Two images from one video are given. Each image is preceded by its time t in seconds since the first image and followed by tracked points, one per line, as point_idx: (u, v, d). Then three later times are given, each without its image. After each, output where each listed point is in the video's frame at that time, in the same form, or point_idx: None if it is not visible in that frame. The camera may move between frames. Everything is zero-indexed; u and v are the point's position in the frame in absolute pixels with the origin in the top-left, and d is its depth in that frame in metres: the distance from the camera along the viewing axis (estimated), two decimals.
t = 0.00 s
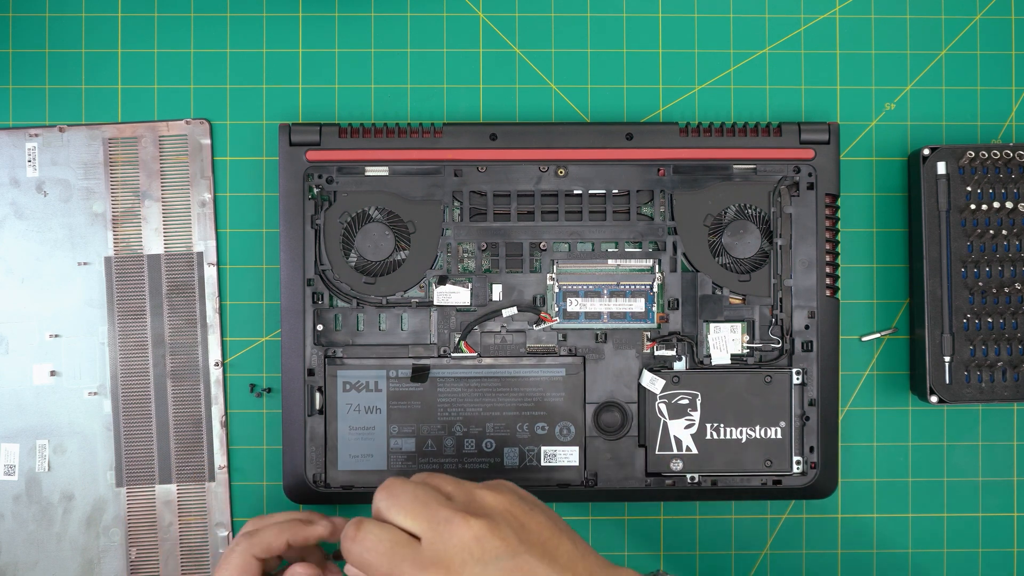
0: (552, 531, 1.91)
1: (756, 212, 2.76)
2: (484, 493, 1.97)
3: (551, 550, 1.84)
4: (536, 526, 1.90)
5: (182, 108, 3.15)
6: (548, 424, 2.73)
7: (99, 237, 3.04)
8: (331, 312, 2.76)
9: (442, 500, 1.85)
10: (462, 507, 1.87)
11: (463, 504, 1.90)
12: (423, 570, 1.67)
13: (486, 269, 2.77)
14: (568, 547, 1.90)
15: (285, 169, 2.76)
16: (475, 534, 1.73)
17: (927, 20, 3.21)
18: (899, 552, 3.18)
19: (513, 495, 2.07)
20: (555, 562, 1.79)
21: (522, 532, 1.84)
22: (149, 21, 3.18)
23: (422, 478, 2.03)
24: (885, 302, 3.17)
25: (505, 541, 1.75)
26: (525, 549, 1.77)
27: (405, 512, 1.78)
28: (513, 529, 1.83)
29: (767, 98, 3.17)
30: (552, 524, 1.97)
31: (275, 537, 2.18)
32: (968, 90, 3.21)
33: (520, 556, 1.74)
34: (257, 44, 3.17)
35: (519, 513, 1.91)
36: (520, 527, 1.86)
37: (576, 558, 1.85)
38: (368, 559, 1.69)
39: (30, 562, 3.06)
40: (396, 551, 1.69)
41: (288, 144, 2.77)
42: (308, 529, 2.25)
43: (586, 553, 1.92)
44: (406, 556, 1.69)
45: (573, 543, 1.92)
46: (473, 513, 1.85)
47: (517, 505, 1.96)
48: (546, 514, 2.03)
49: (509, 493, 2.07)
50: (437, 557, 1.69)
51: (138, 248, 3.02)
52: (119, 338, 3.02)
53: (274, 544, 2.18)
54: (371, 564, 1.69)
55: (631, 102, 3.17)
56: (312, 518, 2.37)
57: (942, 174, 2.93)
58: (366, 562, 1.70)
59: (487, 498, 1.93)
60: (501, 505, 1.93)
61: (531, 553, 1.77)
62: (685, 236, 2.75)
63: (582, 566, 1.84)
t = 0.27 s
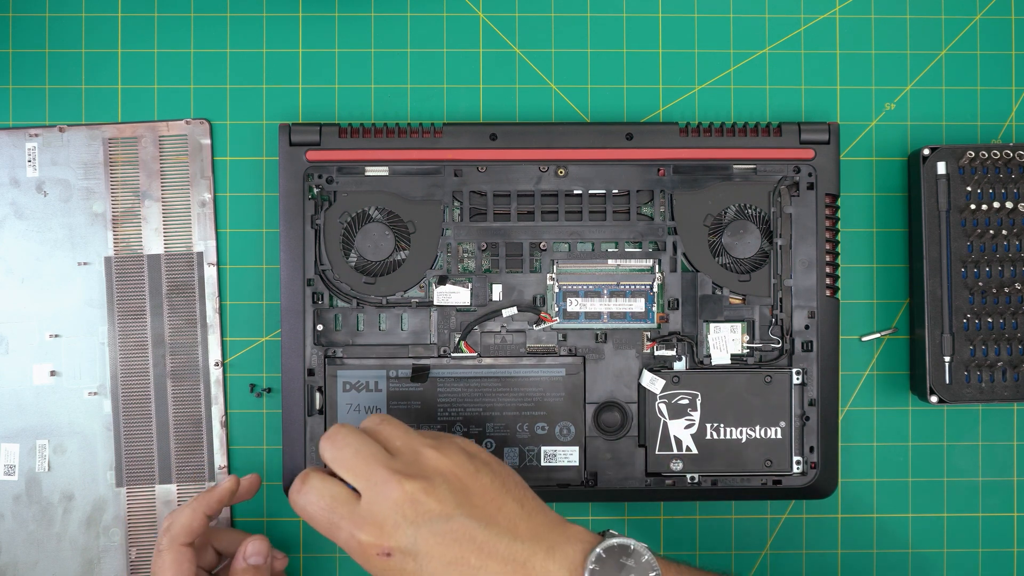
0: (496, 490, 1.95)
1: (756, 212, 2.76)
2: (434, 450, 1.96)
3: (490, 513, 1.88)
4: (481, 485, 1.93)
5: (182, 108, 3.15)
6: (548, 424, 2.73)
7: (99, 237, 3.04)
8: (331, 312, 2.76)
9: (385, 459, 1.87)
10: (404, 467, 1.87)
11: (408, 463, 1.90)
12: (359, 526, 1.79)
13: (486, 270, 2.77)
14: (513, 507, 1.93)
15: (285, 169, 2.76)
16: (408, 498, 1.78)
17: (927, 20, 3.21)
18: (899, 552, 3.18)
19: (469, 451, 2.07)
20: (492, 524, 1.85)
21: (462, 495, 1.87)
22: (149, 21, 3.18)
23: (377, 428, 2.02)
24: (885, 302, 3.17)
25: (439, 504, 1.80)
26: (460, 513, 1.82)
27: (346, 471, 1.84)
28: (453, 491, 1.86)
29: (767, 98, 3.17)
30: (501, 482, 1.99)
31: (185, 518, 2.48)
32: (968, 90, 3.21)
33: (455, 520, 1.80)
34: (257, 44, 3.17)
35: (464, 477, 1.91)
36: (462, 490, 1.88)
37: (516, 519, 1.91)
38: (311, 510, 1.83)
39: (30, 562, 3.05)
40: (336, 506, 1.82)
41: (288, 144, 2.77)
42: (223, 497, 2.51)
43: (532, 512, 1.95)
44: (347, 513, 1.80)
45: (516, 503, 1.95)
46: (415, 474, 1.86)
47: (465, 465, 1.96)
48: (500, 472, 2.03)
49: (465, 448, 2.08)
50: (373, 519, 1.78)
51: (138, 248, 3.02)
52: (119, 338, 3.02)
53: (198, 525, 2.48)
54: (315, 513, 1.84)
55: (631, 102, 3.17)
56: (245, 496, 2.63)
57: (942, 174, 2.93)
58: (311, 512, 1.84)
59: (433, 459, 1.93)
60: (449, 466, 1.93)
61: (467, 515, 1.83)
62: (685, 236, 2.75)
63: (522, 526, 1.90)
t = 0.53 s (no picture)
0: (457, 493, 1.99)
1: (756, 212, 2.76)
2: (394, 455, 2.00)
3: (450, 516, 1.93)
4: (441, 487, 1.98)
5: (182, 108, 3.15)
6: (548, 424, 2.73)
7: (99, 237, 3.04)
8: (331, 312, 2.76)
9: (343, 466, 1.92)
10: (363, 473, 1.93)
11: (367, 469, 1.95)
12: (319, 535, 1.87)
13: (486, 269, 2.77)
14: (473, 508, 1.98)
15: (285, 169, 2.76)
16: (364, 506, 1.86)
17: (927, 20, 3.22)
18: (899, 552, 3.18)
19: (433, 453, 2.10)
20: (449, 526, 1.90)
21: (421, 500, 1.92)
22: (149, 21, 3.18)
23: (339, 432, 2.04)
24: (885, 302, 3.17)
25: (395, 509, 1.88)
26: (417, 517, 1.88)
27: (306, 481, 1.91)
28: (411, 496, 1.92)
29: (767, 98, 3.17)
30: (463, 483, 2.03)
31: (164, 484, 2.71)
32: (968, 91, 3.21)
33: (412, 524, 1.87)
34: (257, 44, 3.17)
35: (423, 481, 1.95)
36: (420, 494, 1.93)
37: (477, 519, 1.95)
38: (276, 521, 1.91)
39: (30, 562, 3.05)
40: (299, 515, 1.90)
41: (288, 144, 2.77)
42: (194, 468, 2.87)
43: (494, 511, 1.99)
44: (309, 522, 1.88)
45: (478, 504, 1.99)
46: (373, 480, 1.91)
47: (425, 469, 2.00)
48: (463, 473, 2.07)
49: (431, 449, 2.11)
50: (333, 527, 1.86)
51: (138, 248, 3.02)
52: (119, 338, 3.02)
53: (173, 492, 2.71)
54: (280, 523, 1.92)
55: (631, 102, 3.17)
56: (208, 480, 2.96)
57: (942, 174, 2.93)
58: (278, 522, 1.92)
59: (392, 464, 1.96)
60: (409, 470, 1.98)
61: (425, 521, 1.89)
62: (685, 236, 2.75)
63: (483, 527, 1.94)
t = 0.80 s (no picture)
0: (405, 501, 1.95)
1: (756, 212, 2.76)
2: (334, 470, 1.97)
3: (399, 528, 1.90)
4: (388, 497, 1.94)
5: (182, 108, 3.15)
6: (548, 424, 2.73)
7: (99, 237, 3.04)
8: (331, 312, 2.76)
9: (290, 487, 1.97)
10: (307, 493, 1.94)
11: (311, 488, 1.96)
12: (272, 556, 1.90)
13: (486, 269, 2.77)
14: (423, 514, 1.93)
15: (285, 169, 2.76)
16: (309, 526, 1.87)
17: (927, 20, 3.21)
18: (899, 552, 3.19)
19: (381, 460, 2.03)
20: (397, 536, 1.88)
21: (363, 513, 1.91)
22: (149, 21, 3.18)
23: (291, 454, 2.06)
24: (885, 302, 3.17)
25: (338, 525, 1.88)
26: (361, 531, 1.87)
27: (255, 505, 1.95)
28: (355, 511, 1.91)
29: (767, 98, 3.17)
30: (412, 490, 1.98)
31: (218, 391, 2.79)
32: (968, 90, 3.21)
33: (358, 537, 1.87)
34: (257, 43, 3.17)
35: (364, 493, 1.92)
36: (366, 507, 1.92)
37: (428, 526, 1.90)
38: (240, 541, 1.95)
39: (30, 562, 3.06)
40: (254, 534, 1.94)
41: (288, 144, 2.77)
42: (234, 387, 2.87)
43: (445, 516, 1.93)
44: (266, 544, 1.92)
45: (429, 509, 1.95)
46: (316, 501, 1.91)
47: (367, 478, 1.97)
48: (412, 479, 2.01)
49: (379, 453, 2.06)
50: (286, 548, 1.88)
51: (138, 248, 3.02)
52: (119, 338, 3.02)
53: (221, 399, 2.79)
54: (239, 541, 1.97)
55: (631, 102, 3.17)
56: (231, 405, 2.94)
57: (942, 174, 2.93)
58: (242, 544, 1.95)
59: (332, 482, 1.94)
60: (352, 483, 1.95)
61: (371, 534, 1.88)
62: (685, 236, 2.75)
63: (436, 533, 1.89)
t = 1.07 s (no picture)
0: (405, 490, 1.95)
1: (756, 212, 2.76)
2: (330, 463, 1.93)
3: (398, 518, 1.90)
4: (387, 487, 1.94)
5: (182, 108, 3.15)
6: (548, 424, 2.73)
7: (99, 237, 3.04)
8: (331, 312, 2.76)
9: (285, 486, 1.88)
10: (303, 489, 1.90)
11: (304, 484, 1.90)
12: (274, 554, 1.85)
13: (486, 270, 2.77)
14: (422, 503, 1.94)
15: (285, 169, 2.76)
16: (306, 521, 1.85)
17: (927, 20, 3.22)
18: (899, 552, 3.18)
19: (378, 453, 2.01)
20: (398, 526, 1.89)
21: (362, 504, 1.90)
22: (149, 21, 3.18)
23: (277, 450, 1.96)
24: (885, 302, 3.17)
25: (337, 518, 1.87)
26: (361, 522, 1.87)
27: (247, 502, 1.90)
28: (353, 503, 1.90)
29: (767, 98, 3.17)
30: (411, 480, 1.98)
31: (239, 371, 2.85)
32: (968, 91, 3.21)
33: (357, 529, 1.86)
34: (257, 43, 3.17)
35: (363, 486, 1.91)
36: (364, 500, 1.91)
37: (428, 514, 1.91)
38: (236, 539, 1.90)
39: (30, 562, 3.06)
40: (254, 535, 1.88)
41: (288, 144, 2.77)
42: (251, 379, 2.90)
43: (445, 505, 1.94)
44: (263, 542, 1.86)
45: (428, 497, 1.95)
46: (312, 496, 1.88)
47: (363, 469, 1.95)
48: (412, 468, 2.01)
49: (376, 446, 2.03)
50: (285, 544, 1.84)
51: (138, 248, 3.02)
52: (119, 338, 3.02)
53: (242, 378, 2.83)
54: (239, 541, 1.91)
55: (631, 102, 3.17)
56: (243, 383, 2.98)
57: (942, 174, 2.93)
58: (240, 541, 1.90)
59: (329, 476, 1.91)
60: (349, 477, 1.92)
61: (372, 524, 1.88)
62: (685, 236, 2.75)
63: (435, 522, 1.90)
